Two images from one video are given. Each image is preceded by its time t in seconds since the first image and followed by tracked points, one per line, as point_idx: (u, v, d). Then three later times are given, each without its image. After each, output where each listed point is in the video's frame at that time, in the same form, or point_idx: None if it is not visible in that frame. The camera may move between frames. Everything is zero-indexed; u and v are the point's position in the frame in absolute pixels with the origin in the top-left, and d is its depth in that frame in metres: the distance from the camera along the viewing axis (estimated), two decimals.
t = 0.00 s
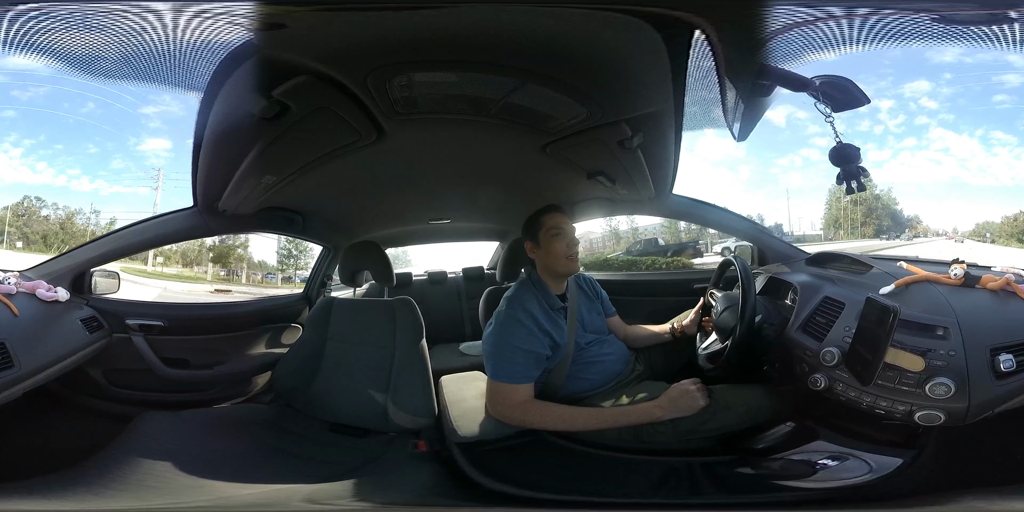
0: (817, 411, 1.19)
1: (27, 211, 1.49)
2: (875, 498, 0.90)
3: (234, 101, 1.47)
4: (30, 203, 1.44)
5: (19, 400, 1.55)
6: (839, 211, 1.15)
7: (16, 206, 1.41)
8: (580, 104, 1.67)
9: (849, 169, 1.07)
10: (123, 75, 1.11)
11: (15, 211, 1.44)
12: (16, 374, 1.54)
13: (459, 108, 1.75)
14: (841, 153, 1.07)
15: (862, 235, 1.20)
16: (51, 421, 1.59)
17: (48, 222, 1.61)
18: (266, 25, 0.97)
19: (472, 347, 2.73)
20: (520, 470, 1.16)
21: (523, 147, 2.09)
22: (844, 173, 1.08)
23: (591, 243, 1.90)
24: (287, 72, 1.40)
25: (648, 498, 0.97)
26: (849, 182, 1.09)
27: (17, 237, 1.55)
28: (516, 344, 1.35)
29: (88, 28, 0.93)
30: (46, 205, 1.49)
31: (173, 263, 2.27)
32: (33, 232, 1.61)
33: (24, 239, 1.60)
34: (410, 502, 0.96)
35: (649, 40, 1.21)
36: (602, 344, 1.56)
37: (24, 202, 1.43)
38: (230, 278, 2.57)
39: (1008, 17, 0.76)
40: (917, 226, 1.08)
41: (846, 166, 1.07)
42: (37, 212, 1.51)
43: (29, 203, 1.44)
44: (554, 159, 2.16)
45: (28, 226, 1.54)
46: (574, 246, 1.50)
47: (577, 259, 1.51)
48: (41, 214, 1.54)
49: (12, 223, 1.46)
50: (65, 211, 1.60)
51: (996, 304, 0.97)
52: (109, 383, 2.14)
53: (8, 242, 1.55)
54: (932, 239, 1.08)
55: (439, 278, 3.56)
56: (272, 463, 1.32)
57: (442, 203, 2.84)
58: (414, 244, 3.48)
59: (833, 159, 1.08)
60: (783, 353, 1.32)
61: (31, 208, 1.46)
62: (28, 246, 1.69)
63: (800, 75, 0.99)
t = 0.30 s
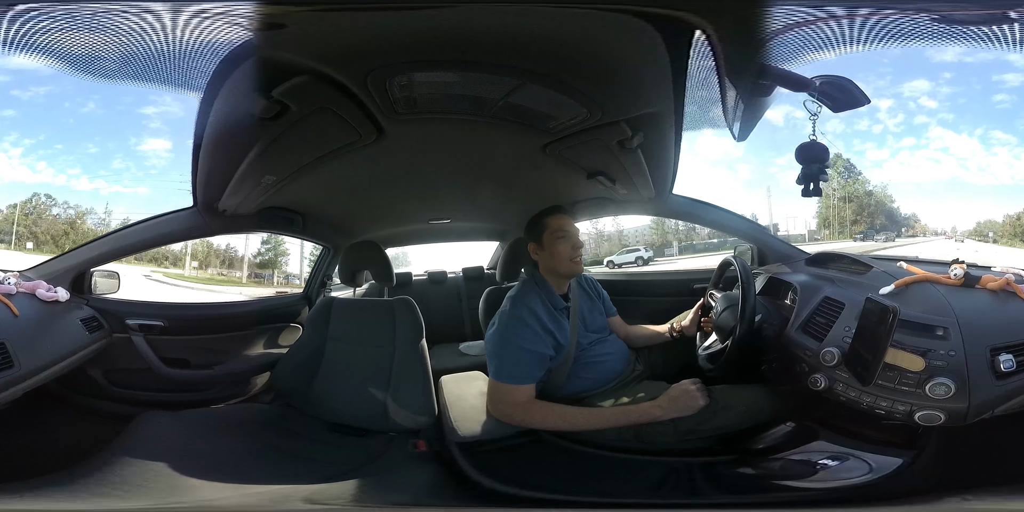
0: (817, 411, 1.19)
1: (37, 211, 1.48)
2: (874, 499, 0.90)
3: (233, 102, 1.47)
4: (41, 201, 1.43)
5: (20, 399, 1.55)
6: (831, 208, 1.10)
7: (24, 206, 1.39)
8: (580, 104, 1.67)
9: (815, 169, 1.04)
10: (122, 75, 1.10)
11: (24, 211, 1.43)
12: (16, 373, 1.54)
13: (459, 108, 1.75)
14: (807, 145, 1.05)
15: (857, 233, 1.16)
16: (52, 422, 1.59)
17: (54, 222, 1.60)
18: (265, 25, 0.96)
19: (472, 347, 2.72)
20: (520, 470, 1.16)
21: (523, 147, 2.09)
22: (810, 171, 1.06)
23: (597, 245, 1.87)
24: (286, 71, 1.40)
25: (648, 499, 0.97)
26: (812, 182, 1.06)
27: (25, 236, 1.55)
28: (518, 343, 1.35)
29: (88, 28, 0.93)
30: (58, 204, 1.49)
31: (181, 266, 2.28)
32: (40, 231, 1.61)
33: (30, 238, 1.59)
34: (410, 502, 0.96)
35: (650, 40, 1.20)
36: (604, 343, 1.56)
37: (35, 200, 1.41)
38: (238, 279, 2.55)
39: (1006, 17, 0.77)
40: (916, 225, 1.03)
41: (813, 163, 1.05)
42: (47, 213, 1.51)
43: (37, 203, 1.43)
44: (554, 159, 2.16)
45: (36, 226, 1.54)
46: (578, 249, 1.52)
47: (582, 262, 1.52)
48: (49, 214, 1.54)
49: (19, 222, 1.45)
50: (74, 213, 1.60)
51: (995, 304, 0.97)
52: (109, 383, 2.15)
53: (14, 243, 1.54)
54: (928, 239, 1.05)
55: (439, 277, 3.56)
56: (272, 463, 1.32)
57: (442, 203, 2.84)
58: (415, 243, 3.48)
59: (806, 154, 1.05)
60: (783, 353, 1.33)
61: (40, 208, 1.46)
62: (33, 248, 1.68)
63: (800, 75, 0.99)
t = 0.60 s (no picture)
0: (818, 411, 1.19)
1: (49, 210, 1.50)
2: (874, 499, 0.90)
3: (233, 102, 1.47)
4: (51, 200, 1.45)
5: (21, 399, 1.55)
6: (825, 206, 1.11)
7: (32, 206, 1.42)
8: (580, 104, 1.67)
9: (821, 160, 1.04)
10: (123, 75, 1.10)
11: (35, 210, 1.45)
12: (16, 373, 1.54)
13: (459, 108, 1.75)
14: (810, 139, 1.06)
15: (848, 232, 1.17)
16: (52, 422, 1.59)
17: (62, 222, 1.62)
18: (266, 25, 0.96)
19: (472, 347, 2.72)
20: (520, 470, 1.16)
21: (523, 147, 2.09)
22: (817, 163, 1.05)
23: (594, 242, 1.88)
24: (286, 72, 1.40)
25: (648, 499, 0.97)
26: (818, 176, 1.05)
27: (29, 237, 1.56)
28: (516, 343, 1.35)
29: (89, 28, 0.93)
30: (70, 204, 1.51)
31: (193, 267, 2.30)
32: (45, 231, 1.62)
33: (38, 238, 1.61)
34: (411, 502, 0.96)
35: (649, 40, 1.21)
36: (604, 343, 1.56)
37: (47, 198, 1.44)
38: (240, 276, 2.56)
39: (1008, 17, 0.77)
40: (914, 226, 1.03)
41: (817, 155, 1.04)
42: (58, 212, 1.54)
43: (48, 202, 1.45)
44: (554, 159, 2.16)
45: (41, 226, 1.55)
46: (572, 247, 1.52)
47: (576, 259, 1.52)
48: (61, 213, 1.56)
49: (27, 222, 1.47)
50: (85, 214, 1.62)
51: (996, 304, 0.97)
52: (109, 383, 2.15)
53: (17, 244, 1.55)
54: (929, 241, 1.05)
55: (439, 278, 3.57)
56: (272, 463, 1.32)
57: (442, 203, 2.84)
58: (415, 243, 3.48)
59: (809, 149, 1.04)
60: (783, 353, 1.33)
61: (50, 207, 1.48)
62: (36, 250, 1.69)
63: (800, 75, 0.99)
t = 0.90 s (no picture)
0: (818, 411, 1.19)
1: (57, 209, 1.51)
2: (874, 498, 0.90)
3: (234, 101, 1.47)
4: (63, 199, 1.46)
5: (21, 399, 1.55)
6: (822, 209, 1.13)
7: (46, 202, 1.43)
8: (580, 104, 1.67)
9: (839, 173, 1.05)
10: (124, 74, 1.10)
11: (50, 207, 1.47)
12: (16, 373, 1.54)
13: (460, 108, 1.75)
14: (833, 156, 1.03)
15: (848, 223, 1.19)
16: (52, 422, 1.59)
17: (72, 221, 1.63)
18: (266, 25, 0.97)
19: (472, 347, 2.72)
20: (520, 471, 1.16)
21: (523, 147, 2.09)
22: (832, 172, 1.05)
23: (599, 241, 1.87)
24: (286, 72, 1.40)
25: (647, 499, 0.97)
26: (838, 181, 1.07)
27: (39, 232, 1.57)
28: (519, 344, 1.35)
29: (89, 28, 0.93)
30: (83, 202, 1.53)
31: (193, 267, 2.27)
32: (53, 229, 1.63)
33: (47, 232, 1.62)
34: (411, 502, 0.96)
35: (648, 40, 1.21)
36: (605, 343, 1.56)
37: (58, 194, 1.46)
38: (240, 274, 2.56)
39: (1005, 17, 0.77)
40: (913, 224, 1.02)
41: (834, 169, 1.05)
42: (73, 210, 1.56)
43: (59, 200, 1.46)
44: (554, 159, 2.16)
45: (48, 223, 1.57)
46: (582, 249, 1.52)
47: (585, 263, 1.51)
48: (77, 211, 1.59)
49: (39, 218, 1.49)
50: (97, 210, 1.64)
51: (995, 304, 0.97)
52: (109, 383, 2.16)
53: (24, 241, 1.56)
54: (930, 239, 1.05)
55: (439, 278, 3.57)
56: (272, 463, 1.32)
57: (442, 203, 2.84)
58: (415, 243, 3.48)
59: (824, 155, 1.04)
60: (784, 353, 1.34)
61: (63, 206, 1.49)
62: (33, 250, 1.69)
63: (800, 75, 0.99)
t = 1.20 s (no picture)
0: (818, 411, 1.19)
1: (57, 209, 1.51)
2: (874, 498, 0.90)
3: (234, 102, 1.47)
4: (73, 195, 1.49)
5: (22, 400, 1.55)
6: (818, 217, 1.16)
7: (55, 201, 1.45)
8: (580, 104, 1.67)
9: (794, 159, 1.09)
10: (123, 74, 1.10)
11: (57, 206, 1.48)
12: (16, 374, 1.54)
13: (460, 108, 1.75)
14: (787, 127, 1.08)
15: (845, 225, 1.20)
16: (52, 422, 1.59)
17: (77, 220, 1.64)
18: (266, 25, 0.96)
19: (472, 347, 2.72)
20: (520, 470, 1.16)
21: (523, 147, 2.09)
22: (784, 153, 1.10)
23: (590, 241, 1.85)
24: (286, 72, 1.40)
25: (648, 498, 0.97)
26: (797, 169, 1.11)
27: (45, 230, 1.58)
28: (518, 344, 1.35)
29: (89, 28, 0.93)
30: (98, 201, 1.56)
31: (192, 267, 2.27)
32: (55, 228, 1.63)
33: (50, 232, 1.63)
34: (412, 502, 0.96)
35: (647, 39, 1.21)
36: (605, 343, 1.56)
37: (71, 191, 1.48)
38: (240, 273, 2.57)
39: (1007, 18, 0.77)
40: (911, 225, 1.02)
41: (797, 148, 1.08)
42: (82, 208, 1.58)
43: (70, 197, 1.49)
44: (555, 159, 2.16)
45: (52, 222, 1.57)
46: (576, 249, 1.52)
47: (580, 263, 1.52)
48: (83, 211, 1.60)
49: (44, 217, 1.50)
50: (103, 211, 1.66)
51: (996, 304, 0.97)
52: (109, 383, 2.16)
53: (25, 241, 1.56)
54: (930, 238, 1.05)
55: (439, 278, 3.56)
56: (273, 463, 1.32)
57: (442, 203, 2.84)
58: (414, 243, 3.48)
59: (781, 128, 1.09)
60: (784, 353, 1.34)
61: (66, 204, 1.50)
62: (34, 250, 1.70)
63: (800, 75, 1.00)
